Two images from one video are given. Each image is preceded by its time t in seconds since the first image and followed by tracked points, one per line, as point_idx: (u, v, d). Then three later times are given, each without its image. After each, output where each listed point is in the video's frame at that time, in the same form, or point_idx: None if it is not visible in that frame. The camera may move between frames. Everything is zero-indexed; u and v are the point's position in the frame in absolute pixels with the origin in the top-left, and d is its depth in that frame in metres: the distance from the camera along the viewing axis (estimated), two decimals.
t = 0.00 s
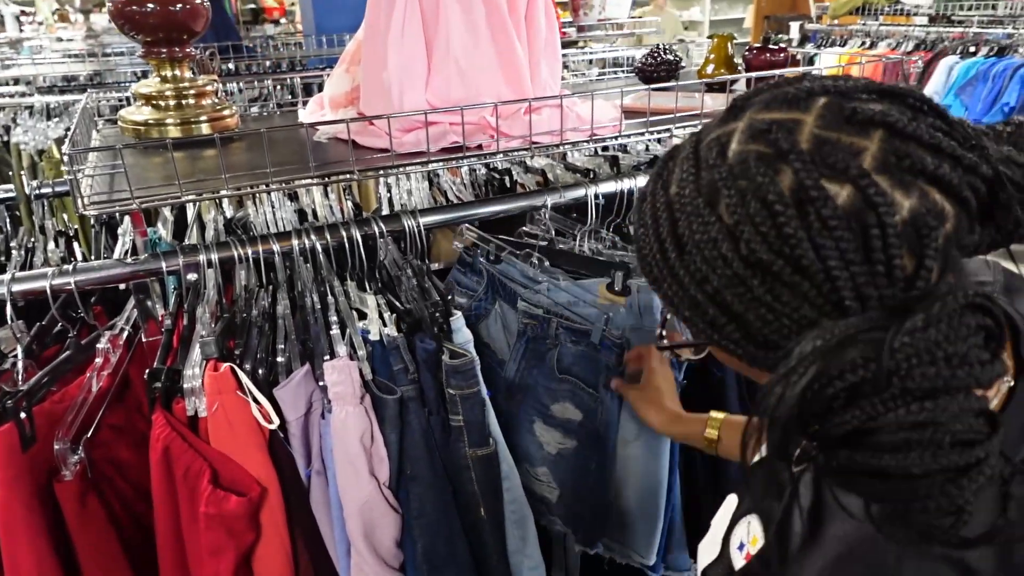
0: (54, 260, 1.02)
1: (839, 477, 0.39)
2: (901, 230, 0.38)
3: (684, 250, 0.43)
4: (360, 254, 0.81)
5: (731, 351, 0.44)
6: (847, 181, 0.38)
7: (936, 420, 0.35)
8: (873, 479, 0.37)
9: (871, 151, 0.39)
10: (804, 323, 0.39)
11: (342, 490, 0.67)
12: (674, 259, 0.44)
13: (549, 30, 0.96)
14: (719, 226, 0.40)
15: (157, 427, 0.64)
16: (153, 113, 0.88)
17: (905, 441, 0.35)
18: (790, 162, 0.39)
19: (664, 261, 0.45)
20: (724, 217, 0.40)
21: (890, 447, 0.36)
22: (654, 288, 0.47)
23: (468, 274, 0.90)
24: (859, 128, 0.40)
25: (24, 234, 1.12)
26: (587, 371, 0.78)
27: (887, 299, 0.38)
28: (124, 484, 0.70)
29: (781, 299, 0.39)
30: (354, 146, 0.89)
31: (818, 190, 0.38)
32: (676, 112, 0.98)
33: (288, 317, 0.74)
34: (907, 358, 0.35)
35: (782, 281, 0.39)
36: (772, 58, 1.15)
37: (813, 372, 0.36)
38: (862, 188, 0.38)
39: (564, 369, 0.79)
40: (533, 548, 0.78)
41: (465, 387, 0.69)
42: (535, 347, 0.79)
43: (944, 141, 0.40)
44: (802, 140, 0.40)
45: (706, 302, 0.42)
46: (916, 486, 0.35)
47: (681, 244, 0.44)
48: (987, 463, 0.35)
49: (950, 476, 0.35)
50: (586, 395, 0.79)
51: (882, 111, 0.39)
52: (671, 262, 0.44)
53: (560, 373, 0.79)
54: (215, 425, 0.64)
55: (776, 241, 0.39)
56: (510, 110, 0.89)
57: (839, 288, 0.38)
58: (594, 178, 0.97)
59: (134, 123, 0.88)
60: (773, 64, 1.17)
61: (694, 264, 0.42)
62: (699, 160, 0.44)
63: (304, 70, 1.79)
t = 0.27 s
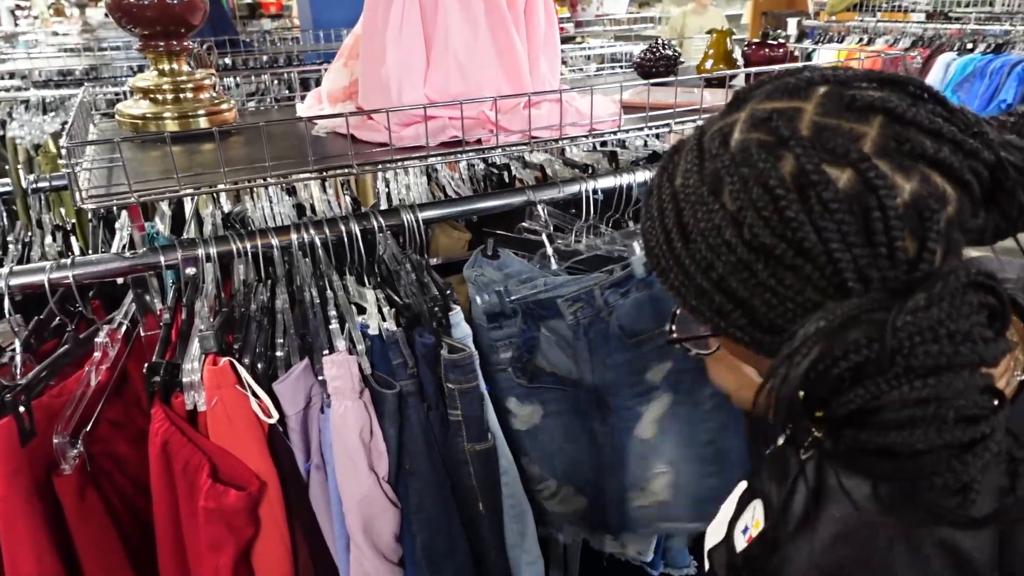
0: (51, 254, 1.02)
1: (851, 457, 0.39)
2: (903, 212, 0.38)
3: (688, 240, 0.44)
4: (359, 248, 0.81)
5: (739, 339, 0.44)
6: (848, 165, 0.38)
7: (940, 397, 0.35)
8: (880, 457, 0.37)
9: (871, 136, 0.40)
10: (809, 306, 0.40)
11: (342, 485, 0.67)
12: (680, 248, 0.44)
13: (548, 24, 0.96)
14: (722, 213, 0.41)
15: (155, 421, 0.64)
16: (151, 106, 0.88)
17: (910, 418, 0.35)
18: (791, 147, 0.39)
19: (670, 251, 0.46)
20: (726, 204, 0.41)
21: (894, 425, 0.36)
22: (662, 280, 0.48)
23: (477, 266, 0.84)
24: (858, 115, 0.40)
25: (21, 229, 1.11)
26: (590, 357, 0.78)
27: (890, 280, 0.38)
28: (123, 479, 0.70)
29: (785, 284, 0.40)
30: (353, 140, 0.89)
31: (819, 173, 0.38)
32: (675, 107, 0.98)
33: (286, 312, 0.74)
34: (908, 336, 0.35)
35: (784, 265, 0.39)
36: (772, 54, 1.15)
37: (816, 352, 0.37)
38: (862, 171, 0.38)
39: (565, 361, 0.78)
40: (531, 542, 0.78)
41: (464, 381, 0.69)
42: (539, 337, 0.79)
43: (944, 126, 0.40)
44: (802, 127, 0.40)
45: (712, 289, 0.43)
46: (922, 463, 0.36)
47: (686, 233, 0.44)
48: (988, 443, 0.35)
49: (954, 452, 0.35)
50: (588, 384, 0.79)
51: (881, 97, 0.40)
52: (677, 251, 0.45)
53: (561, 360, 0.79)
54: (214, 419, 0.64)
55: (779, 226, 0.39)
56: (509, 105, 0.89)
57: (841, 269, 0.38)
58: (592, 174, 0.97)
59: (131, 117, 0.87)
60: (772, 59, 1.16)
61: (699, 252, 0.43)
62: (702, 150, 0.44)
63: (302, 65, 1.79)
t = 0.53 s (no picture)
0: (55, 250, 1.02)
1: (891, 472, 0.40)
2: (951, 222, 0.38)
3: (725, 245, 0.43)
4: (363, 244, 0.81)
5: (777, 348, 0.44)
6: (895, 173, 0.38)
7: (989, 415, 0.35)
8: (923, 475, 0.38)
9: (918, 142, 0.40)
10: (851, 316, 0.40)
11: (346, 481, 0.67)
12: (715, 254, 0.44)
13: (552, 22, 0.96)
14: (762, 219, 0.41)
15: (161, 416, 0.64)
16: (155, 102, 0.88)
17: (954, 434, 0.36)
18: (835, 154, 0.39)
19: (704, 256, 0.45)
20: (767, 211, 0.41)
21: (941, 441, 0.36)
22: (694, 284, 0.47)
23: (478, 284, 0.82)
24: (906, 119, 0.40)
25: (24, 224, 1.12)
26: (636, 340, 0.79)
27: (936, 291, 0.39)
28: (128, 474, 0.70)
29: (827, 292, 0.40)
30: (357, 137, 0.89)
31: (863, 181, 0.38)
32: (680, 105, 0.97)
33: (292, 308, 0.74)
34: (957, 352, 0.35)
35: (826, 273, 0.39)
36: (776, 52, 1.15)
37: (859, 366, 0.37)
38: (909, 179, 0.38)
39: (603, 350, 0.80)
40: (535, 538, 0.79)
41: (470, 378, 0.69)
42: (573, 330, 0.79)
43: (994, 132, 0.41)
44: (847, 132, 0.40)
45: (749, 296, 0.42)
46: (968, 482, 0.36)
47: (723, 238, 0.44)
48: None
49: (1002, 471, 0.35)
50: (635, 369, 0.80)
51: (929, 102, 0.40)
52: (712, 257, 0.44)
53: (599, 349, 0.79)
54: (220, 415, 0.64)
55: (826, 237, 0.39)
56: (513, 102, 0.89)
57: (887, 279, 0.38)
58: (597, 171, 0.97)
59: (135, 112, 0.87)
60: (776, 57, 1.16)
61: (735, 259, 0.42)
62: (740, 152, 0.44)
63: (304, 62, 1.79)
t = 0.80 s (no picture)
0: (56, 246, 1.02)
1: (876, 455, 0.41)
2: (956, 213, 0.38)
3: (731, 228, 0.45)
4: (365, 241, 0.81)
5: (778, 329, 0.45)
6: (901, 162, 0.38)
7: (974, 403, 0.36)
8: (906, 457, 0.39)
9: (929, 132, 0.39)
10: (848, 301, 0.41)
11: (348, 477, 0.67)
12: (722, 234, 0.45)
13: (555, 20, 0.96)
14: (768, 201, 0.42)
15: (163, 411, 0.63)
16: (158, 98, 0.88)
17: (937, 419, 0.37)
18: (845, 139, 0.39)
19: (713, 236, 0.46)
20: (774, 193, 0.42)
21: (924, 426, 0.37)
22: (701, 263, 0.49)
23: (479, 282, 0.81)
24: (919, 110, 0.40)
25: (25, 220, 1.11)
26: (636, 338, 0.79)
27: (934, 281, 0.38)
28: (129, 469, 0.70)
29: (826, 276, 0.41)
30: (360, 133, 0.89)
31: (870, 168, 0.38)
32: (682, 103, 0.97)
33: (293, 304, 0.74)
34: (948, 341, 0.36)
35: (828, 257, 0.40)
36: (778, 51, 1.15)
37: (851, 348, 0.38)
38: (917, 169, 0.38)
39: (605, 348, 0.80)
40: (536, 536, 0.79)
41: (472, 375, 0.69)
42: (573, 328, 0.79)
43: (1008, 127, 0.40)
44: (858, 118, 0.40)
45: (752, 277, 0.44)
46: (947, 466, 0.37)
47: (730, 219, 0.45)
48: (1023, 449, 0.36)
49: (982, 458, 0.36)
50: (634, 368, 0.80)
51: (944, 93, 0.40)
52: (720, 237, 0.46)
53: (598, 346, 0.80)
54: (222, 410, 0.64)
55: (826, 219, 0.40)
56: (516, 99, 0.89)
57: (885, 266, 0.39)
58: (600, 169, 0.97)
59: (138, 109, 0.88)
60: (779, 57, 1.16)
61: (741, 241, 0.44)
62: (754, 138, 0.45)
63: (306, 60, 1.79)
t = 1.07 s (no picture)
0: (52, 245, 1.01)
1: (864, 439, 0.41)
2: (947, 202, 0.38)
3: (726, 211, 0.44)
4: (361, 238, 0.81)
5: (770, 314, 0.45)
6: (896, 150, 0.38)
7: (957, 389, 0.37)
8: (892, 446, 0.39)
9: (925, 121, 0.39)
10: (837, 287, 0.41)
11: (344, 474, 0.67)
12: (717, 217, 0.45)
13: (551, 16, 0.96)
14: (763, 184, 0.41)
15: (158, 410, 0.64)
16: (153, 96, 0.87)
17: (924, 401, 0.37)
18: (840, 125, 0.39)
19: (707, 218, 0.46)
20: (769, 176, 0.41)
21: (907, 413, 0.38)
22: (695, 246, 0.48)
23: (478, 279, 0.82)
24: (917, 99, 0.40)
25: (21, 219, 1.11)
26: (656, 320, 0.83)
27: (924, 268, 0.39)
28: (125, 468, 0.70)
29: (817, 261, 0.41)
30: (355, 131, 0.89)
31: (865, 154, 0.38)
32: (678, 99, 0.97)
33: (289, 302, 0.74)
34: (936, 328, 0.37)
35: (819, 244, 0.40)
36: (774, 46, 1.15)
37: (840, 333, 0.38)
38: (912, 157, 0.38)
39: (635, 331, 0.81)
40: (534, 533, 0.78)
41: (468, 372, 0.69)
42: (593, 320, 0.80)
43: (1004, 118, 0.41)
44: (856, 105, 0.40)
45: (744, 260, 0.44)
46: (930, 452, 0.38)
47: (725, 202, 0.45)
48: (1003, 437, 0.37)
49: (963, 445, 0.37)
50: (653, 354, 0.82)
51: (941, 81, 0.40)
52: (714, 220, 0.45)
53: (625, 337, 0.81)
54: (218, 409, 0.64)
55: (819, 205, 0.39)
56: (512, 96, 0.89)
57: (876, 254, 0.39)
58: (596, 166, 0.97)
59: (133, 107, 0.88)
60: (775, 52, 1.16)
61: (734, 222, 0.44)
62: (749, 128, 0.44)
63: (302, 57, 1.78)
